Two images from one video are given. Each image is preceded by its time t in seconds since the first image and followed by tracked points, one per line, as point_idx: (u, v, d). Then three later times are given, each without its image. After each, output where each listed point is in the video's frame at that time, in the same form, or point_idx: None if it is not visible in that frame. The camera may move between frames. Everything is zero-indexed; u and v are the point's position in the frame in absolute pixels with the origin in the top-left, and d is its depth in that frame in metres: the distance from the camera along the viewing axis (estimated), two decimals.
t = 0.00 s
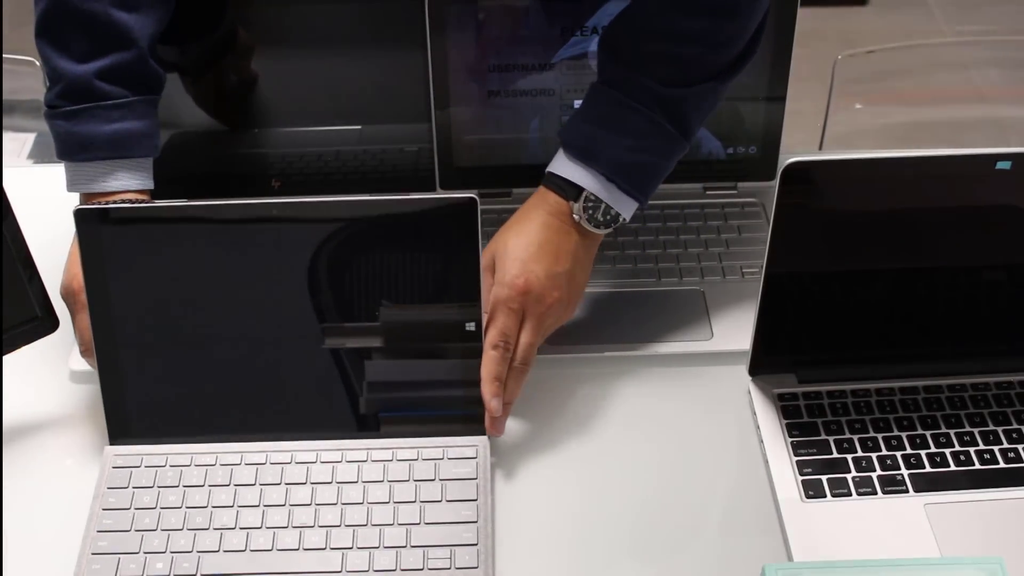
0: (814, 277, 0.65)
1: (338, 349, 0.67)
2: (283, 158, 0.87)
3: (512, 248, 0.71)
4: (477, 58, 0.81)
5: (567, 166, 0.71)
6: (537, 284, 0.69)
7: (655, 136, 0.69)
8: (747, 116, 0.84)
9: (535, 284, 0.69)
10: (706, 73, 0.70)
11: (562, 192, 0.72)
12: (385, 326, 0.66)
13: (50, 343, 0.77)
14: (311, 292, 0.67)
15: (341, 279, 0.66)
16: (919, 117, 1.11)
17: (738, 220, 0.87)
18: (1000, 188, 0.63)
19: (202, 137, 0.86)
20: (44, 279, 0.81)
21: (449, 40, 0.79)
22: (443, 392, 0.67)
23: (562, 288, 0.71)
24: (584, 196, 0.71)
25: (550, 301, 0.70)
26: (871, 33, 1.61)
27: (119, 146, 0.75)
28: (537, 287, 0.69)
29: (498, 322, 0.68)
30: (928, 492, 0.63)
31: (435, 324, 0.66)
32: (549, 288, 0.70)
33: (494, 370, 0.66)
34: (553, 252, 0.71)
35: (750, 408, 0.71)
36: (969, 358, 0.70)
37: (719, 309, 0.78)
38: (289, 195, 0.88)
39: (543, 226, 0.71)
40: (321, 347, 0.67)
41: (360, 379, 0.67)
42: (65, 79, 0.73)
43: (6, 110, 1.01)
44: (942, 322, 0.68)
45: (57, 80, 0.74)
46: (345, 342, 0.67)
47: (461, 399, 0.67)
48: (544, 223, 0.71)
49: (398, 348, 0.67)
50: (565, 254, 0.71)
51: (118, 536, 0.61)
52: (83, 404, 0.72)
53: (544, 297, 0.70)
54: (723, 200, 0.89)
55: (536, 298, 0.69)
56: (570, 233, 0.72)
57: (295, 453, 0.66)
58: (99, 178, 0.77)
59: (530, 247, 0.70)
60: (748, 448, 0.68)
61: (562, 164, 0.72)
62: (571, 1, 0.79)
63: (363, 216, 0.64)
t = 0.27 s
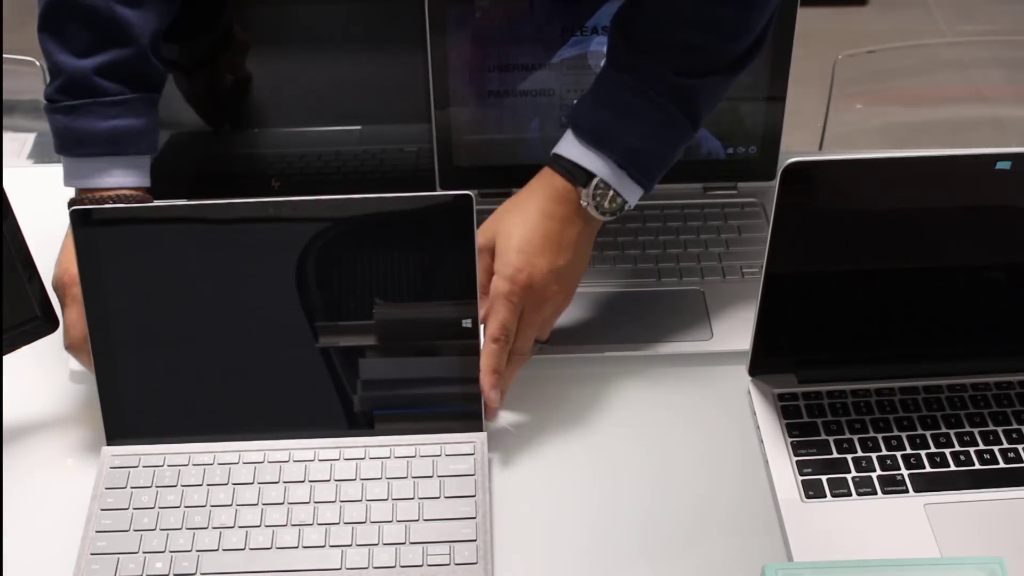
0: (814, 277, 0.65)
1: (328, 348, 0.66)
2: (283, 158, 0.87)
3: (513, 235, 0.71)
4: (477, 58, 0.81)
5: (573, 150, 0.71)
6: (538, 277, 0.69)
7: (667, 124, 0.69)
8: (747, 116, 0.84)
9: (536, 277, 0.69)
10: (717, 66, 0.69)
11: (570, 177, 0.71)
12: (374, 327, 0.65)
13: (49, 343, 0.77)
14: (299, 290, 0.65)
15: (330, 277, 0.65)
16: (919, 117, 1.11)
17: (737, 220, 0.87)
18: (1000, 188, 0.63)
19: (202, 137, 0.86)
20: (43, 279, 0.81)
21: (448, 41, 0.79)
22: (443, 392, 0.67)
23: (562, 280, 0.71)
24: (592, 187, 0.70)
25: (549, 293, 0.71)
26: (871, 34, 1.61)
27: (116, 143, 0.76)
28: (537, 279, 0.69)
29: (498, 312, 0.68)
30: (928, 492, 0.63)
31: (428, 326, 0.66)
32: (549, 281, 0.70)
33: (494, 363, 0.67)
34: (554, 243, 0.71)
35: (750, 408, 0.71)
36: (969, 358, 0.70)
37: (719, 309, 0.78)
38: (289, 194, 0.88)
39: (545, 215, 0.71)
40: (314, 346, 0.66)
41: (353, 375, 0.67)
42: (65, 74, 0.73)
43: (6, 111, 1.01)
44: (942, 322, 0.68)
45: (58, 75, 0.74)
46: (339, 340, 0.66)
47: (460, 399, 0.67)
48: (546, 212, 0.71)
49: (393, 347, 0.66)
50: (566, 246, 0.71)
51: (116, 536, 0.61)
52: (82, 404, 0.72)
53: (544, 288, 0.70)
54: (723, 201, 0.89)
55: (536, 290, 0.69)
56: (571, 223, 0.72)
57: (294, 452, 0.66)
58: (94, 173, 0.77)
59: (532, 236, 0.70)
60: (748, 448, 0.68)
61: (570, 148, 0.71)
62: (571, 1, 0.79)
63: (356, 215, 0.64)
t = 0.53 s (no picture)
0: (815, 277, 0.65)
1: (328, 348, 0.66)
2: (283, 158, 0.87)
3: (527, 241, 0.70)
4: (476, 58, 0.81)
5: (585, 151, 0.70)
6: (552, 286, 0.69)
7: (680, 129, 0.69)
8: (747, 116, 0.84)
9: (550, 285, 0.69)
10: (721, 68, 0.70)
11: (584, 181, 0.70)
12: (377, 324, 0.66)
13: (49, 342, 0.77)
14: (299, 288, 0.65)
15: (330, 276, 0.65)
16: (919, 117, 1.11)
17: (737, 220, 0.87)
18: (1002, 188, 0.62)
19: (203, 138, 0.86)
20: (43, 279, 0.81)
21: (448, 41, 0.79)
22: (443, 392, 0.67)
23: (575, 286, 0.71)
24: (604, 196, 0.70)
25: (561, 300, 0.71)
26: (872, 33, 1.61)
27: (95, 106, 0.77)
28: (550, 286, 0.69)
29: (514, 321, 0.68)
30: (928, 492, 0.63)
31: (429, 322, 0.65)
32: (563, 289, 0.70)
33: (505, 372, 0.67)
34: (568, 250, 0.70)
35: (750, 408, 0.71)
36: (968, 358, 0.70)
37: (719, 309, 0.78)
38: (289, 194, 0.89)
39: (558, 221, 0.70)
40: (314, 346, 0.66)
41: (353, 375, 0.67)
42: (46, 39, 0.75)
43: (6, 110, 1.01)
44: (942, 322, 0.68)
45: (36, 40, 0.76)
46: (339, 340, 0.66)
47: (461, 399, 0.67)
48: (560, 217, 0.71)
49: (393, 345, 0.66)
50: (579, 250, 0.71)
51: (116, 536, 0.61)
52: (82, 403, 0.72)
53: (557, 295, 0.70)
54: (723, 200, 0.89)
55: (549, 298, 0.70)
56: (583, 228, 0.71)
57: (294, 453, 0.66)
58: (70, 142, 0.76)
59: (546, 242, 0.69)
60: (749, 448, 0.68)
61: (580, 150, 0.70)
62: (571, 1, 0.79)
63: (357, 215, 0.63)
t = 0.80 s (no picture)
0: (815, 277, 0.65)
1: (328, 348, 0.66)
2: (283, 158, 0.87)
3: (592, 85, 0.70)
4: (476, 58, 0.81)
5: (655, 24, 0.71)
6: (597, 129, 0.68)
7: (741, 45, 0.73)
8: (747, 116, 0.84)
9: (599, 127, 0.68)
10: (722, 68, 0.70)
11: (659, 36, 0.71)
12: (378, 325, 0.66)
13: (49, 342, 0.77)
14: (299, 287, 0.65)
15: (330, 276, 0.65)
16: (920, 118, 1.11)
17: (738, 220, 0.87)
18: (1003, 188, 0.62)
19: (202, 138, 0.86)
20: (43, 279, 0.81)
21: (448, 42, 0.79)
22: (443, 392, 0.67)
23: (626, 151, 0.69)
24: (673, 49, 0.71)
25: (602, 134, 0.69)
26: (872, 32, 1.61)
27: None
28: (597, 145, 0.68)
29: (560, 172, 0.67)
30: (928, 492, 0.63)
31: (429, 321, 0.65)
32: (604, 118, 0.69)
33: (546, 224, 0.66)
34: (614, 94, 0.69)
35: (750, 408, 0.71)
36: (968, 358, 0.70)
37: (719, 309, 0.78)
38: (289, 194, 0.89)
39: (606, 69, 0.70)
40: (314, 346, 0.66)
41: (353, 375, 0.67)
42: None
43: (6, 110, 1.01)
44: (942, 322, 0.68)
45: None
46: (339, 340, 0.66)
47: (461, 399, 0.67)
48: (623, 87, 0.69)
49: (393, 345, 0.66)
50: (634, 119, 0.69)
51: (116, 537, 0.61)
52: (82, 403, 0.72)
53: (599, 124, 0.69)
54: (723, 200, 0.89)
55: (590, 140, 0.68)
56: (636, 123, 0.70)
57: (295, 452, 0.66)
58: None
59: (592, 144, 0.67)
60: (749, 447, 0.68)
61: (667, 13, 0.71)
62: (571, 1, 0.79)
63: (357, 215, 0.63)
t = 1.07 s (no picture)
0: (815, 277, 0.65)
1: (328, 348, 0.66)
2: (283, 158, 0.87)
3: None
4: (476, 58, 0.81)
5: None
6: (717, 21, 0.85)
7: None
8: (747, 116, 0.84)
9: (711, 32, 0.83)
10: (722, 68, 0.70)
11: None
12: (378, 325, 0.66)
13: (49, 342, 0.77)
14: (299, 287, 0.65)
15: (330, 276, 0.65)
16: (920, 118, 1.11)
17: (738, 220, 0.87)
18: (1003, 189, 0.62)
19: (202, 137, 0.86)
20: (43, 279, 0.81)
21: (449, 42, 0.79)
22: (444, 392, 0.67)
23: None
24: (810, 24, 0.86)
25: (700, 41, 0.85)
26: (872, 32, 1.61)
27: None
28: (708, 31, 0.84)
29: None
30: (928, 492, 0.63)
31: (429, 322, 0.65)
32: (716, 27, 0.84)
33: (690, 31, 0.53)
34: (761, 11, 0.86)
35: (751, 408, 0.71)
36: (969, 358, 0.70)
37: (719, 309, 0.78)
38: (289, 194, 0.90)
39: None
40: (314, 346, 0.66)
41: (353, 375, 0.67)
42: None
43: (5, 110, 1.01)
44: (943, 322, 0.68)
45: None
46: (339, 340, 0.66)
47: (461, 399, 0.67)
48: None
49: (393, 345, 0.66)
50: None
51: (116, 537, 0.62)
52: (81, 403, 0.72)
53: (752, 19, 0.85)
54: (723, 200, 0.89)
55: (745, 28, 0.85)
56: None
57: (295, 452, 0.66)
58: None
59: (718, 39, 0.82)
60: (749, 447, 0.68)
61: None
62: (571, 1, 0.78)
63: (357, 215, 0.63)
